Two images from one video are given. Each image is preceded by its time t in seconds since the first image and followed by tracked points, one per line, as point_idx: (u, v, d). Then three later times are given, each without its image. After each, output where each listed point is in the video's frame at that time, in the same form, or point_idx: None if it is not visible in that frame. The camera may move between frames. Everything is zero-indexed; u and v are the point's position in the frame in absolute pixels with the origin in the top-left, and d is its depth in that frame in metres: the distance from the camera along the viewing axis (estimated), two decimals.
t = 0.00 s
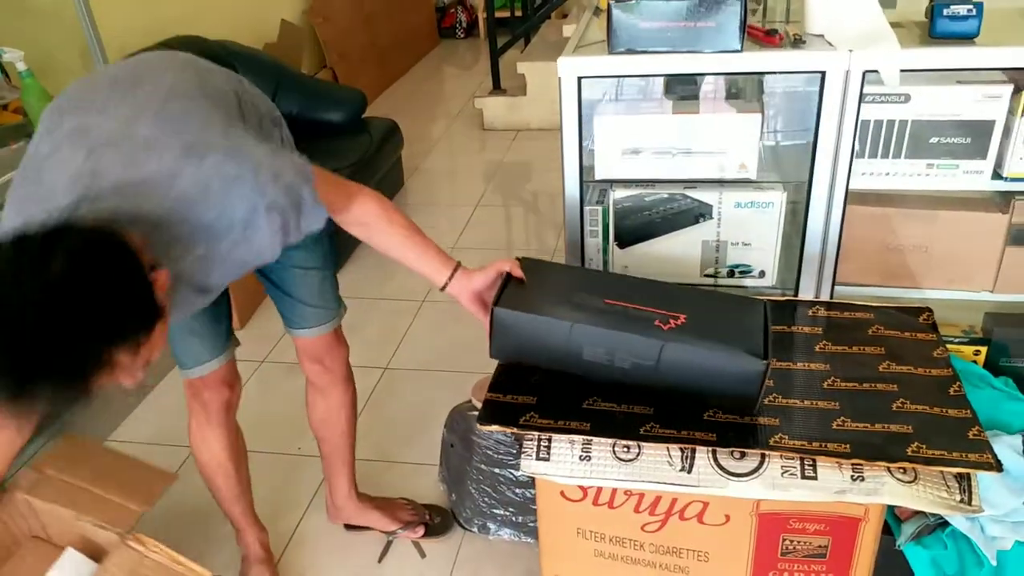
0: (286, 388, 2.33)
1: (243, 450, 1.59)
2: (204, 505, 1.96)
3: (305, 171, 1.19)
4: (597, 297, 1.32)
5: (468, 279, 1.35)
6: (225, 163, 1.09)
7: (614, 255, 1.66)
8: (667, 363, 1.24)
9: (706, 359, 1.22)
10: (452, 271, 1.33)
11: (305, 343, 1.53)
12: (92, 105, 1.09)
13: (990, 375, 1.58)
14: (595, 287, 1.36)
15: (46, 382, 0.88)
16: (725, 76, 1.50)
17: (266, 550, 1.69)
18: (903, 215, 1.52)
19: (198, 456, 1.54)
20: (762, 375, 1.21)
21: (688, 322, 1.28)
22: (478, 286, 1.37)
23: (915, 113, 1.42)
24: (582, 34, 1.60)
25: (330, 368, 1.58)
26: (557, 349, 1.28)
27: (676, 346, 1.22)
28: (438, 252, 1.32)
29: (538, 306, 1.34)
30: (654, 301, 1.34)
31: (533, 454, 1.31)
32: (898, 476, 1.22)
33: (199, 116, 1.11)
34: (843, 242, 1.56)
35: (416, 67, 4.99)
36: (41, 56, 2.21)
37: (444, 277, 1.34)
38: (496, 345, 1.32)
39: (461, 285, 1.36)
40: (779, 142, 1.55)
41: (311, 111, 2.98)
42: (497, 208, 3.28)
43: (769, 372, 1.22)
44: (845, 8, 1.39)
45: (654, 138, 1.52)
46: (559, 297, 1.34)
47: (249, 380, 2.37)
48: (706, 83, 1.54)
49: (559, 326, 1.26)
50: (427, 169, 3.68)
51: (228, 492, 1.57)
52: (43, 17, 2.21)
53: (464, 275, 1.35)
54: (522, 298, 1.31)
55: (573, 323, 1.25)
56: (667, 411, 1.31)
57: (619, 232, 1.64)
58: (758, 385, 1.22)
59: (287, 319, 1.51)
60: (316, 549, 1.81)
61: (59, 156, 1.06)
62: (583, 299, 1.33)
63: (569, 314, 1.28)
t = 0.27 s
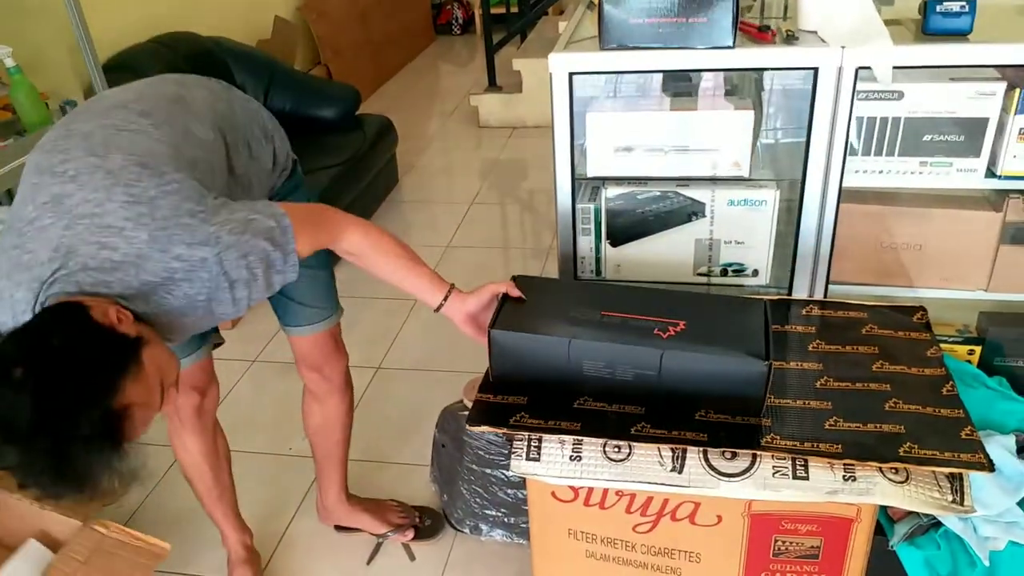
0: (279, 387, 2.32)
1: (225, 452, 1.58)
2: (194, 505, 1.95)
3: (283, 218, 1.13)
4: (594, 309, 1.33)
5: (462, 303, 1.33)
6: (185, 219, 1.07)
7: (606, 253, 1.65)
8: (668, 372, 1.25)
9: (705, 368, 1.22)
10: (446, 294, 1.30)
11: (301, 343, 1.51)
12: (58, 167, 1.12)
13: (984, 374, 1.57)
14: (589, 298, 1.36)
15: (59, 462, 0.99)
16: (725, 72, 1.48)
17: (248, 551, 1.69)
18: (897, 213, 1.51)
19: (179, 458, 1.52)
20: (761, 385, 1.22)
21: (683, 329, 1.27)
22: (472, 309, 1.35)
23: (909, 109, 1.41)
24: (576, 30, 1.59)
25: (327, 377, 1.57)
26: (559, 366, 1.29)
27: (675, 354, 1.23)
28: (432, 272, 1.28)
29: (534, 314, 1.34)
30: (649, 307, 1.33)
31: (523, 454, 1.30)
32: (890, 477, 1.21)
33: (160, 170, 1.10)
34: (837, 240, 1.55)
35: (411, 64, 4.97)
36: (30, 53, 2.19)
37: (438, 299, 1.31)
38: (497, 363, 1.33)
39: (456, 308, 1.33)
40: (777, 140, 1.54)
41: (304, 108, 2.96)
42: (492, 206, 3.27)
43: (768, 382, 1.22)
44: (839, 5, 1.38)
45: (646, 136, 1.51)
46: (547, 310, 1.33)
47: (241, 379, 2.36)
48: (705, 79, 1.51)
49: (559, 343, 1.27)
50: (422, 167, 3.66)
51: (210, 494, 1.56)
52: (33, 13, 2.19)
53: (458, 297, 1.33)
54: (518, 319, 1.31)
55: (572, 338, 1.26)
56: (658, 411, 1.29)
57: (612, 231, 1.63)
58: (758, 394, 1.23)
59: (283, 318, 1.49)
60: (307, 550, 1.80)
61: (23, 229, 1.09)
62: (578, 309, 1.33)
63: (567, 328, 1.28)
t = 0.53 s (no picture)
0: (278, 388, 2.32)
1: (224, 453, 1.58)
2: (193, 506, 1.95)
3: (305, 184, 1.16)
4: (600, 312, 1.33)
5: (463, 292, 1.34)
6: (210, 194, 1.10)
7: (604, 255, 1.66)
8: (676, 374, 1.25)
9: (711, 370, 1.23)
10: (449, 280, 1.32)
11: (297, 338, 1.51)
12: (75, 141, 1.11)
13: (981, 375, 1.57)
14: (590, 301, 1.37)
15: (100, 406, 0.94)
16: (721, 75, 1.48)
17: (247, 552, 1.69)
18: (894, 214, 1.52)
19: (177, 458, 1.52)
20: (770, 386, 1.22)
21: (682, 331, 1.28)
22: (473, 301, 1.36)
23: (905, 111, 1.41)
24: (574, 32, 1.59)
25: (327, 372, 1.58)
26: (567, 370, 1.29)
27: (684, 358, 1.23)
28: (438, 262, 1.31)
29: (535, 320, 1.34)
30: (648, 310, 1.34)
31: (522, 455, 1.31)
32: (888, 477, 1.22)
33: (184, 145, 1.12)
34: (835, 241, 1.56)
35: (410, 66, 4.98)
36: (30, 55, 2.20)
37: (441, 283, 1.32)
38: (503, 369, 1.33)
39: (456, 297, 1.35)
40: (775, 142, 1.55)
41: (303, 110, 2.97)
42: (491, 208, 3.27)
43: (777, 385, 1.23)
44: (836, 7, 1.38)
45: (644, 138, 1.51)
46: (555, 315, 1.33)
47: (240, 381, 2.37)
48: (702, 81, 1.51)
49: (567, 347, 1.26)
50: (421, 169, 3.67)
51: (208, 494, 1.57)
52: (32, 15, 2.20)
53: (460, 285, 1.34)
54: (521, 324, 1.31)
55: (580, 342, 1.26)
56: (656, 412, 1.29)
57: (610, 232, 1.63)
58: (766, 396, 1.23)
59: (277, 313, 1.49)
60: (306, 551, 1.80)
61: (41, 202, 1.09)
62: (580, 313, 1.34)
63: (574, 333, 1.28)
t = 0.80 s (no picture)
0: (277, 386, 2.32)
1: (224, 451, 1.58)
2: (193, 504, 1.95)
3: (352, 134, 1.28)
4: (620, 320, 1.31)
5: (474, 276, 1.40)
6: (281, 105, 1.13)
7: (604, 252, 1.66)
8: (704, 379, 1.24)
9: (736, 374, 1.22)
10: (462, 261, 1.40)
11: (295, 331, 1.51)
12: (130, 65, 1.10)
13: (980, 372, 1.57)
14: (600, 307, 1.36)
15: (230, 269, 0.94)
16: (720, 72, 1.47)
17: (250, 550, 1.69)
18: (894, 211, 1.52)
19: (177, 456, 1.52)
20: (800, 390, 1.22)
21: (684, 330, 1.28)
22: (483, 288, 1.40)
23: (905, 108, 1.41)
24: (573, 29, 1.59)
25: (330, 361, 1.57)
26: (589, 379, 1.27)
27: (714, 362, 1.22)
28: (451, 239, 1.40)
29: (539, 321, 1.33)
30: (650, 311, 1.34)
31: (521, 452, 1.31)
32: (888, 473, 1.21)
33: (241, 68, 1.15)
34: (834, 238, 1.56)
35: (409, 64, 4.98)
36: (28, 52, 2.19)
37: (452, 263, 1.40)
38: (527, 383, 1.30)
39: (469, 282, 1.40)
40: (775, 140, 1.54)
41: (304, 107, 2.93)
42: (490, 206, 3.27)
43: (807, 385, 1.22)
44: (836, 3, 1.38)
45: (644, 135, 1.51)
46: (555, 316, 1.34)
47: (240, 379, 2.37)
48: (702, 78, 1.50)
49: (592, 355, 1.25)
50: (420, 166, 3.67)
51: (209, 492, 1.57)
52: (31, 13, 2.19)
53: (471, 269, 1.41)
54: (539, 332, 1.30)
55: (605, 349, 1.24)
56: (658, 409, 1.29)
57: (609, 230, 1.63)
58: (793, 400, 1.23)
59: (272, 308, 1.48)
60: (306, 548, 1.80)
61: (100, 125, 1.06)
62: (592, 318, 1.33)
63: (596, 341, 1.26)
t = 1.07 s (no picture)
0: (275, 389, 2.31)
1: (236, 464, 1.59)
2: (189, 508, 1.94)
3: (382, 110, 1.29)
4: (619, 326, 1.31)
5: (462, 246, 1.53)
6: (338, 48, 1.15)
7: (601, 254, 1.65)
8: (705, 387, 1.24)
9: (740, 380, 1.22)
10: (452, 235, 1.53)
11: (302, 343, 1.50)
12: None
13: (979, 374, 1.57)
14: (598, 313, 1.35)
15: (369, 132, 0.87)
16: (718, 74, 1.48)
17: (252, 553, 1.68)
18: (892, 213, 1.51)
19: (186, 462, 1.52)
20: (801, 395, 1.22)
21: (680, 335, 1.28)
22: (473, 257, 1.54)
23: (903, 110, 1.41)
24: (571, 31, 1.58)
25: (331, 369, 1.56)
26: (591, 387, 1.26)
27: (715, 368, 1.21)
28: (441, 220, 1.53)
29: (538, 329, 1.33)
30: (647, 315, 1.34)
31: (519, 456, 1.30)
32: (886, 477, 1.21)
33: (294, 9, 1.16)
34: (833, 240, 1.55)
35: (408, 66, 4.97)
36: (25, 54, 2.19)
37: (442, 235, 1.54)
38: (528, 392, 1.29)
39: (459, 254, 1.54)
40: (772, 140, 1.54)
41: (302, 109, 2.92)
42: (488, 208, 3.27)
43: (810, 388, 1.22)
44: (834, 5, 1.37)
45: (642, 137, 1.51)
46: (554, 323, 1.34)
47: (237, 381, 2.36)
48: (699, 81, 1.51)
49: (593, 364, 1.24)
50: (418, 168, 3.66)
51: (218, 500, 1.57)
52: (27, 15, 2.19)
53: (460, 240, 1.53)
54: (538, 341, 1.29)
55: (606, 358, 1.23)
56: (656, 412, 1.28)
57: (607, 232, 1.63)
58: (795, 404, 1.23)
59: (274, 322, 1.47)
60: (304, 552, 1.79)
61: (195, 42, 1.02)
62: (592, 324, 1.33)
63: (598, 349, 1.26)
